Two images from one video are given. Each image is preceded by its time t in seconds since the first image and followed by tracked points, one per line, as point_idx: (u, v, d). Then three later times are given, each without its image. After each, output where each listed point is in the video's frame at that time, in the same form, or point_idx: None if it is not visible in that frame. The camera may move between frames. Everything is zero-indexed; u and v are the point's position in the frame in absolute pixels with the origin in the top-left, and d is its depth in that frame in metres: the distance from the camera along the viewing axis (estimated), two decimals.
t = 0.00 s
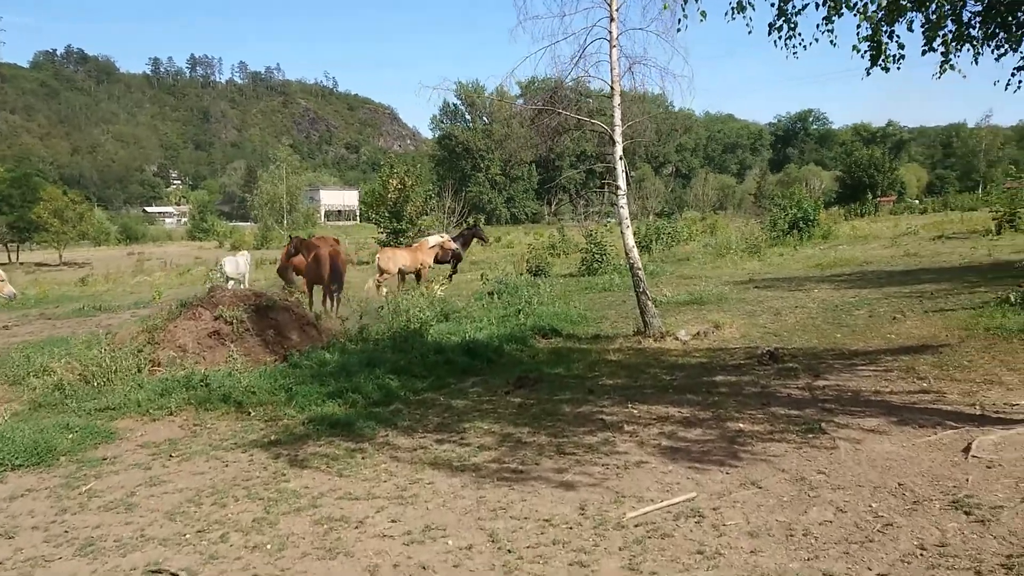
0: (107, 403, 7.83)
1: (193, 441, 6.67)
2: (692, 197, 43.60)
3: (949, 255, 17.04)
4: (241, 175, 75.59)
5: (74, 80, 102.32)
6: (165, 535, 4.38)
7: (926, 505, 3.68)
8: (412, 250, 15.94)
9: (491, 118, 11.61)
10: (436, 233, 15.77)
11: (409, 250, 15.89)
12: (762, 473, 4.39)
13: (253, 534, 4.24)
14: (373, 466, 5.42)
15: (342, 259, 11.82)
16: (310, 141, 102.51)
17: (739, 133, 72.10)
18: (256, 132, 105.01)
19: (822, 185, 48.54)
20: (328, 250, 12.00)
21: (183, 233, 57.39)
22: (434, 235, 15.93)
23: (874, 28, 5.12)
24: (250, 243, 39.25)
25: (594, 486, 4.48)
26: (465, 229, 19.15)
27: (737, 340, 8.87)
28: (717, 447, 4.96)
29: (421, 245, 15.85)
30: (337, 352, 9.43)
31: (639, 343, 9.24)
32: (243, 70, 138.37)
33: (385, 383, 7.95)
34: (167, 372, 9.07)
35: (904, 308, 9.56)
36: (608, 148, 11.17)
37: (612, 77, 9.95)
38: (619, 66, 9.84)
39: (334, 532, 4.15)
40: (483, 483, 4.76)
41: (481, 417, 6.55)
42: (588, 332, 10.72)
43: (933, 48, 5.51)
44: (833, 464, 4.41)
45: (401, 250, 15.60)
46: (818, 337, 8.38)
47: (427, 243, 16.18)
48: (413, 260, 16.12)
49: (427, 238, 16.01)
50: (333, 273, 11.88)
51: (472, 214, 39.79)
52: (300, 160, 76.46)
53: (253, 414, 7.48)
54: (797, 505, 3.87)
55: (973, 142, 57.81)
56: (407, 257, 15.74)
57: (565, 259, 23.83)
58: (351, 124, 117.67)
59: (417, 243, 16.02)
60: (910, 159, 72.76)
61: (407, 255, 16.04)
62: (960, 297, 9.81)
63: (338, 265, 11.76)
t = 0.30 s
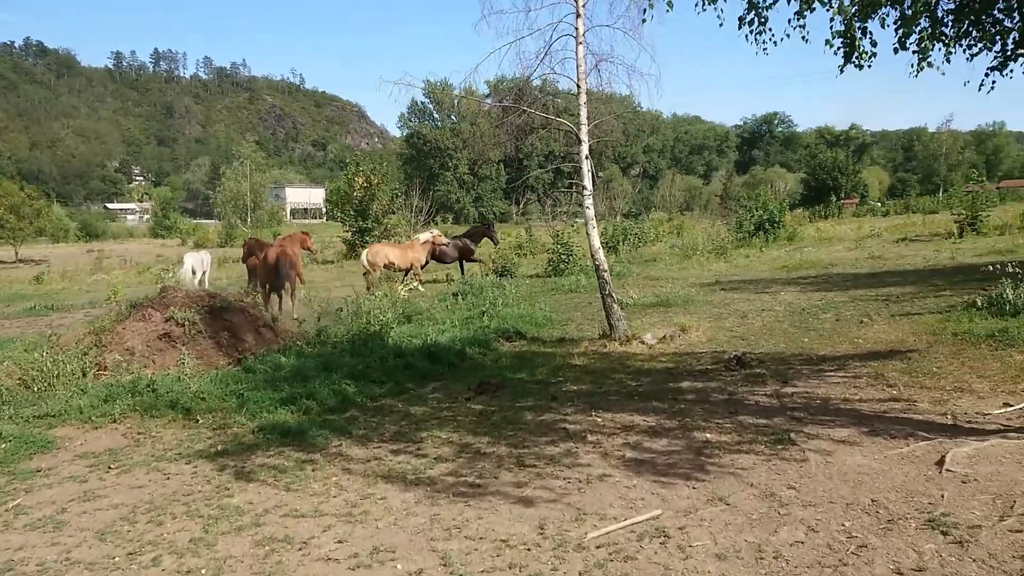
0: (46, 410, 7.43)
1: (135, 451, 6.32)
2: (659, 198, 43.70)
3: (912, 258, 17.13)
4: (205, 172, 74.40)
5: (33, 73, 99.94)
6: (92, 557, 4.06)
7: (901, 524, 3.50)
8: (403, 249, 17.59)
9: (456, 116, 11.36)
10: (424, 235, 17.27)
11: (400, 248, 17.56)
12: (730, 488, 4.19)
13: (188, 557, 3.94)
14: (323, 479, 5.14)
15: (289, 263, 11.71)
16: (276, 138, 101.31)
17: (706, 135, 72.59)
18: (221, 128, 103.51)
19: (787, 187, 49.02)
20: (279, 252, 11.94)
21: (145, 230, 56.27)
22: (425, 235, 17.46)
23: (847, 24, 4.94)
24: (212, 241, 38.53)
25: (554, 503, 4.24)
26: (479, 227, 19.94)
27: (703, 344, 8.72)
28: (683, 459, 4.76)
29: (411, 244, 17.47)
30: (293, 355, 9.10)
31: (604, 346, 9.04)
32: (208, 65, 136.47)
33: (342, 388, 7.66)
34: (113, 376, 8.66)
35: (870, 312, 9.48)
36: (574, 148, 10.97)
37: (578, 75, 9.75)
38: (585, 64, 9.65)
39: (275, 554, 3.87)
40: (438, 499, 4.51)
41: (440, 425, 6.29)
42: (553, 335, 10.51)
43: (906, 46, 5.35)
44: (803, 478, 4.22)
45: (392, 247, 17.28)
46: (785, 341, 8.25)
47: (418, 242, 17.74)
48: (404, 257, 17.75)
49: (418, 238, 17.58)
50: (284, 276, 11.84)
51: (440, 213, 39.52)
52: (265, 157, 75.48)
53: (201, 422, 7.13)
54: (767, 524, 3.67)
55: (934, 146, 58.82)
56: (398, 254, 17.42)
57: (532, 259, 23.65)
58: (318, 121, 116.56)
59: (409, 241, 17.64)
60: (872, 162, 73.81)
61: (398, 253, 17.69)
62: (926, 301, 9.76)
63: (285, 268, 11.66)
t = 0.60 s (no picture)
0: None
1: (65, 465, 5.95)
2: (622, 199, 43.78)
3: (871, 259, 17.22)
4: (162, 172, 72.95)
5: None
6: None
7: (867, 541, 3.33)
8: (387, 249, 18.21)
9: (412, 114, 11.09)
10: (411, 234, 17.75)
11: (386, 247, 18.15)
12: (689, 502, 4.00)
13: None
14: (264, 495, 4.85)
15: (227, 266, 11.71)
16: (236, 138, 99.86)
17: (668, 137, 73.06)
18: (179, 128, 101.73)
19: (747, 189, 49.49)
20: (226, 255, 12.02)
21: (99, 231, 54.97)
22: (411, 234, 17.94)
23: (808, 18, 4.78)
24: (169, 243, 37.66)
25: (505, 520, 4.01)
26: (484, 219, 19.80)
27: (663, 347, 8.56)
28: (641, 470, 4.56)
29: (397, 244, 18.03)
30: (241, 361, 8.75)
31: (563, 351, 8.85)
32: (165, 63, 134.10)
33: (290, 396, 7.34)
34: (49, 384, 8.23)
35: (831, 314, 9.42)
36: (534, 147, 10.76)
37: (536, 72, 9.54)
38: (544, 61, 9.44)
39: None
40: (384, 517, 4.25)
41: (391, 435, 6.02)
42: (511, 339, 10.29)
43: (868, 43, 5.20)
44: (765, 490, 4.05)
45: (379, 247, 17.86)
46: (746, 344, 8.12)
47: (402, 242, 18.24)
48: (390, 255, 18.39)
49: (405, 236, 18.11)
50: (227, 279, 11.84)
51: (402, 214, 39.17)
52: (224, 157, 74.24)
53: (140, 433, 6.77)
54: (727, 542, 3.48)
55: (890, 149, 59.91)
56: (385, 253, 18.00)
57: (493, 260, 23.43)
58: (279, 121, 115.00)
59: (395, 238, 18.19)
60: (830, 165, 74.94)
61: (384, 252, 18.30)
62: (885, 303, 9.72)
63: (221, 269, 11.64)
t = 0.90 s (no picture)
0: None
1: None
2: (581, 203, 43.81)
3: (825, 262, 17.34)
4: (114, 175, 71.28)
5: None
6: None
7: (827, 561, 3.18)
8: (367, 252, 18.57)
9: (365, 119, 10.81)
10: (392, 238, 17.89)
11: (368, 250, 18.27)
12: (644, 521, 3.83)
13: None
14: (198, 518, 4.56)
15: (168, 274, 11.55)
16: (191, 141, 98.10)
17: (627, 141, 73.52)
18: (131, 131, 99.63)
19: (704, 192, 49.95)
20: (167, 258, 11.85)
21: (48, 236, 53.41)
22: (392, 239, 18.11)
23: (762, 16, 4.64)
24: (120, 249, 36.66)
25: (452, 543, 3.80)
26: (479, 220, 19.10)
27: (621, 353, 8.41)
28: (594, 486, 4.37)
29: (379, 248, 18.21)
30: (184, 373, 8.40)
31: (519, 358, 8.65)
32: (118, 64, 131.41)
33: (234, 410, 7.03)
34: None
35: (787, 318, 9.36)
36: (488, 151, 10.56)
37: (490, 73, 9.36)
38: (497, 62, 9.27)
39: None
40: (324, 542, 4.00)
41: (337, 451, 5.76)
42: (467, 346, 10.06)
43: (823, 43, 5.09)
44: (722, 507, 3.89)
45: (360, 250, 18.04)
46: (703, 350, 8.01)
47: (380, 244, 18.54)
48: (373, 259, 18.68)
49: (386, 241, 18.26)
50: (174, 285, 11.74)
51: (360, 219, 38.73)
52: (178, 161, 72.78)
53: (72, 451, 6.40)
54: (682, 565, 3.31)
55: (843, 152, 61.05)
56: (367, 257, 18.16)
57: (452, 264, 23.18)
58: (235, 124, 113.22)
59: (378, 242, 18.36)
60: (785, 168, 76.07)
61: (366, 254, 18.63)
62: (841, 306, 9.70)
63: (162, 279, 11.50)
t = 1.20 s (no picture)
0: None
1: None
2: (545, 202, 43.75)
3: (786, 258, 17.44)
4: (67, 175, 69.57)
5: None
6: None
7: (793, 568, 3.08)
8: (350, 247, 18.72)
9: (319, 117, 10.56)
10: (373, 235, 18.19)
11: (351, 246, 18.52)
12: (605, 527, 3.71)
13: None
14: (139, 533, 4.33)
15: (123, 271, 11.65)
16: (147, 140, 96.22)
17: (589, 140, 73.73)
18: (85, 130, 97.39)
19: (666, 191, 50.26)
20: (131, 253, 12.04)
21: None
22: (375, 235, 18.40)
23: (723, 6, 4.52)
24: (73, 250, 35.70)
25: (405, 555, 3.63)
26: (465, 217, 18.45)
27: (582, 353, 8.29)
28: (554, 492, 4.23)
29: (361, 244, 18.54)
30: (132, 379, 8.10)
31: (480, 359, 8.50)
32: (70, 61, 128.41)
33: (183, 417, 6.77)
34: None
35: (749, 316, 9.33)
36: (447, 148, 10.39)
37: (448, 68, 9.19)
38: (455, 57, 9.12)
39: None
40: (272, 556, 3.81)
41: (290, 458, 5.55)
42: (427, 347, 9.88)
43: (783, 35, 4.99)
44: (685, 512, 3.78)
45: (342, 247, 18.49)
46: (665, 349, 7.93)
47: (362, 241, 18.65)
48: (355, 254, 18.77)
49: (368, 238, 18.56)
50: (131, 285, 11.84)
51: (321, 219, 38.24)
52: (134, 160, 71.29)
53: (9, 463, 6.09)
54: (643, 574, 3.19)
55: (802, 151, 61.86)
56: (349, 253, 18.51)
57: (413, 264, 22.93)
58: (192, 123, 111.32)
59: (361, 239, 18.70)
60: (745, 166, 76.87)
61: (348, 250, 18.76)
62: (802, 303, 9.70)
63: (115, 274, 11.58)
